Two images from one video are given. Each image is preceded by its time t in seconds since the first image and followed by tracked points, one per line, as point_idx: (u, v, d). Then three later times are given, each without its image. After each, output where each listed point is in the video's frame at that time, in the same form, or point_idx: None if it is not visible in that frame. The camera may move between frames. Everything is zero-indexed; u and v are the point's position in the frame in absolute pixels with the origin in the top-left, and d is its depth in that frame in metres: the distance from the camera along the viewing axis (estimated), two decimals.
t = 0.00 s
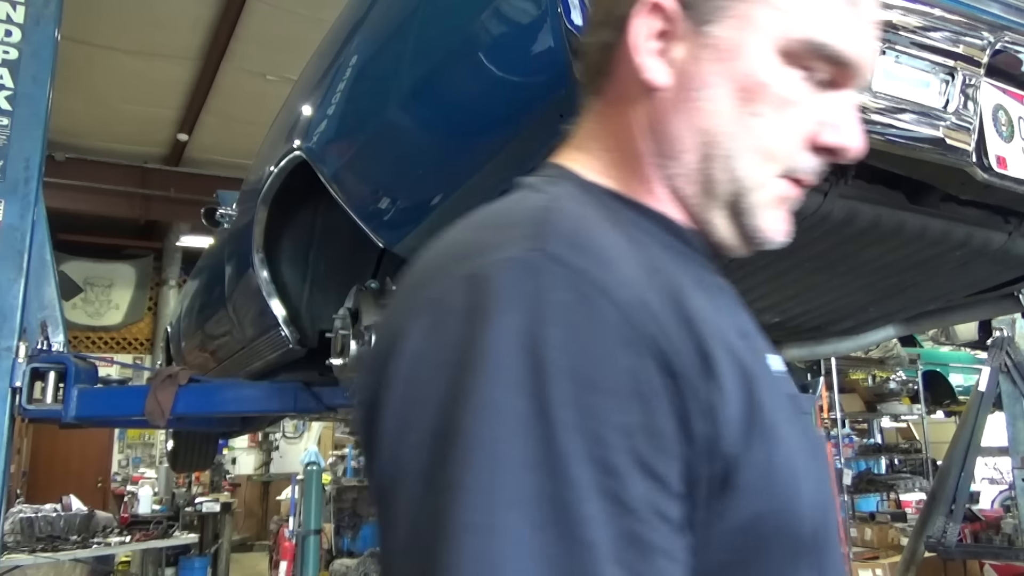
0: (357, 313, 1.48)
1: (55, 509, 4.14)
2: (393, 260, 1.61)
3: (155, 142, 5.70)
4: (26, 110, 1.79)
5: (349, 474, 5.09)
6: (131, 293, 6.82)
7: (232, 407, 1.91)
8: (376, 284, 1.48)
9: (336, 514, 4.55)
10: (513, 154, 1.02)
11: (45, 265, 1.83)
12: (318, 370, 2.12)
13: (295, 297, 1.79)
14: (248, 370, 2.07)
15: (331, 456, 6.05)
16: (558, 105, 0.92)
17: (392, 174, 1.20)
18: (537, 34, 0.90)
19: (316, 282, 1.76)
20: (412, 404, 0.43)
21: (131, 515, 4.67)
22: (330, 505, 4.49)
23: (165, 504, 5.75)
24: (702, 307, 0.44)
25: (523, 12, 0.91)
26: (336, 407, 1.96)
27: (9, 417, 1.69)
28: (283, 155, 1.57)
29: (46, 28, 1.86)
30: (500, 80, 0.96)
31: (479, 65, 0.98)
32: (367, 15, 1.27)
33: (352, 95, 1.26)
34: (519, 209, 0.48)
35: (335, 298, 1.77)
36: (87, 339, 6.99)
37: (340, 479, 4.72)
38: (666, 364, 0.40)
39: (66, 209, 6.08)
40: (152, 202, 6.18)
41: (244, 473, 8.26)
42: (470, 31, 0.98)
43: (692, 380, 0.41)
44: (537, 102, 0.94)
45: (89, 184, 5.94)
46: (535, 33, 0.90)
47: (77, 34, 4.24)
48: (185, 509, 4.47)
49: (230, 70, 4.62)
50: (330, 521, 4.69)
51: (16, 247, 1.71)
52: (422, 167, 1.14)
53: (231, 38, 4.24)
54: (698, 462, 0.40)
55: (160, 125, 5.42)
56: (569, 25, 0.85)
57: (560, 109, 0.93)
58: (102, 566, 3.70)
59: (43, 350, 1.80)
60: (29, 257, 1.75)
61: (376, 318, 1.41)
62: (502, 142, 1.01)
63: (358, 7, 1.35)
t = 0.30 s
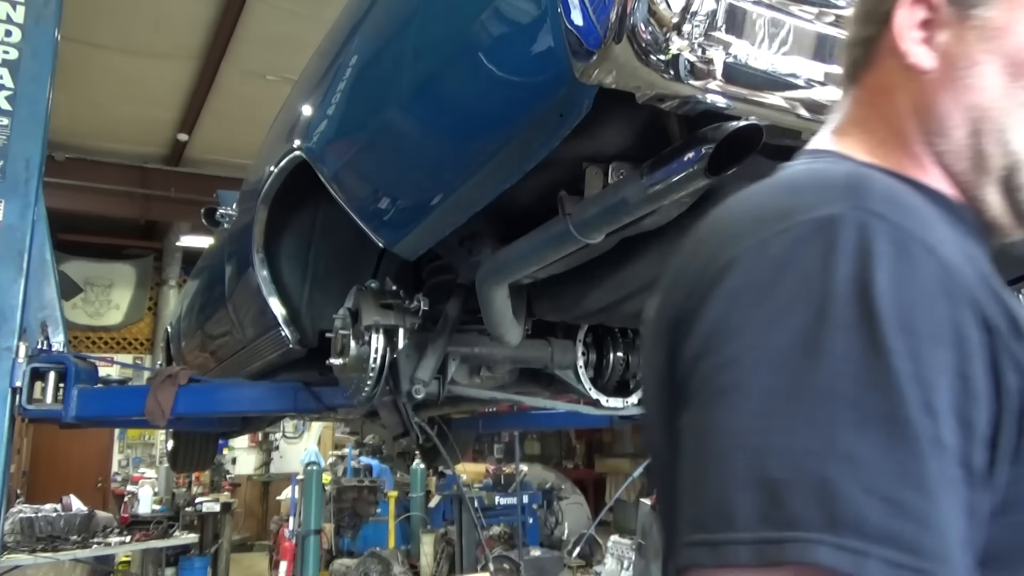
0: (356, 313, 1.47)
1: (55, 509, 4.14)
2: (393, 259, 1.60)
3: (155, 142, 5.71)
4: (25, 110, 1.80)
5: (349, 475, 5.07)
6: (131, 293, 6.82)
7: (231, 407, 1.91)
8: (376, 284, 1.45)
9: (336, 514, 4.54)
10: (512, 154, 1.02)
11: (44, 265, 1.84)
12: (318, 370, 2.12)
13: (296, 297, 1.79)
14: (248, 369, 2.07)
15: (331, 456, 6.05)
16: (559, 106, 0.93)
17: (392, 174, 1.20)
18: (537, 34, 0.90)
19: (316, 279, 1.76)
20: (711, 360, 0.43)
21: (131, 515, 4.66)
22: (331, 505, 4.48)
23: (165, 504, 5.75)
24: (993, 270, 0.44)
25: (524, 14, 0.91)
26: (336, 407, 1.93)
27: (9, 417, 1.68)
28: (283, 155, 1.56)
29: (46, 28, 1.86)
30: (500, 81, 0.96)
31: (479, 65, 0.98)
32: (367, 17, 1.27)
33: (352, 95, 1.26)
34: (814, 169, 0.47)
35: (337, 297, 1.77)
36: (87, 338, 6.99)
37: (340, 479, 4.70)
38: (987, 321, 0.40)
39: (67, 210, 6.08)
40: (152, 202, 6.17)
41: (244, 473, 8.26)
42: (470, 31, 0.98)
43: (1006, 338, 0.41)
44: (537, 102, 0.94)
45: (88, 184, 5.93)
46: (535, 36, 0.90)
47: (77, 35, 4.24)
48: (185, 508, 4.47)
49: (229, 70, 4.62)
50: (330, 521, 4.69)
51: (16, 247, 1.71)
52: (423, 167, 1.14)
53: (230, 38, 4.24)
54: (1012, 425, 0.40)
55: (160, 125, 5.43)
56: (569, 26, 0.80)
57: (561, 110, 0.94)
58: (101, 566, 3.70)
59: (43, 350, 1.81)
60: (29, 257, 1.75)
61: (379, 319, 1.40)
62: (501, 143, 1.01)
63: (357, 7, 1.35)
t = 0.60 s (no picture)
0: (356, 313, 1.47)
1: (55, 509, 4.14)
2: (393, 260, 1.62)
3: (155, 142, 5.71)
4: (25, 109, 1.80)
5: (350, 475, 5.08)
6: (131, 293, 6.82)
7: (231, 407, 1.90)
8: (375, 284, 1.46)
9: (336, 514, 4.54)
10: (512, 154, 1.02)
11: (44, 265, 1.84)
12: (318, 370, 2.12)
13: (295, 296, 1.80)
14: (247, 369, 2.07)
15: (331, 456, 6.05)
16: (558, 105, 0.92)
17: (392, 173, 1.20)
18: (538, 34, 0.90)
19: (316, 278, 1.76)
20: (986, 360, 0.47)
21: (132, 515, 4.67)
22: (331, 505, 4.49)
23: (165, 504, 5.76)
24: None
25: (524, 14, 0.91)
26: (336, 407, 1.91)
27: (9, 416, 1.68)
28: (283, 155, 1.56)
29: (46, 27, 1.86)
30: (500, 80, 0.96)
31: (479, 65, 0.98)
32: (367, 17, 1.27)
33: (352, 95, 1.26)
34: None
35: (334, 296, 1.76)
36: (87, 339, 7.00)
37: (340, 479, 4.73)
38: None
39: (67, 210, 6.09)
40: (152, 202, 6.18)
41: (245, 473, 8.27)
42: (471, 30, 0.98)
43: None
44: (537, 102, 0.94)
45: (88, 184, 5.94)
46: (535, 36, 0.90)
47: (77, 35, 4.25)
48: (185, 509, 4.48)
49: (230, 71, 4.63)
50: (330, 522, 4.70)
51: (15, 246, 1.71)
52: (423, 166, 1.14)
53: (230, 37, 4.24)
54: None
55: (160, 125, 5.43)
56: (569, 25, 0.81)
57: (560, 110, 0.93)
58: (101, 566, 3.70)
59: (43, 351, 1.81)
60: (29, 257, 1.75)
61: (378, 319, 1.40)
62: (501, 142, 1.01)
63: (357, 7, 1.35)
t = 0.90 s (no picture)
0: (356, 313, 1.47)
1: (55, 509, 4.14)
2: (393, 260, 1.63)
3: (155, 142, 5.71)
4: (26, 109, 1.80)
5: (350, 475, 5.08)
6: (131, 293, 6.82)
7: (231, 407, 1.90)
8: (376, 284, 1.47)
9: (336, 514, 4.57)
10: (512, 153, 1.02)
11: (44, 265, 1.84)
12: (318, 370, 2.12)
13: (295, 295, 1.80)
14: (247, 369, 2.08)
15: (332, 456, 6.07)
16: (559, 105, 0.92)
17: (392, 173, 1.20)
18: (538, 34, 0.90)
19: (316, 278, 1.77)
20: None
21: (131, 515, 4.67)
22: (331, 505, 4.49)
23: (165, 504, 5.75)
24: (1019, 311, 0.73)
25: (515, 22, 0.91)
26: (336, 407, 1.90)
27: (9, 416, 1.68)
28: (283, 155, 1.56)
29: (46, 27, 1.86)
30: (500, 81, 0.96)
31: (479, 65, 0.98)
32: (367, 16, 1.28)
33: (352, 95, 1.27)
34: None
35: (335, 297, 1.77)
36: (87, 339, 6.99)
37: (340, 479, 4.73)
38: None
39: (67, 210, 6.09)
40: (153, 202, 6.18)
41: (245, 473, 8.27)
42: (470, 30, 0.98)
43: None
44: (537, 102, 0.94)
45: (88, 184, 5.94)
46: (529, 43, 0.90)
47: (76, 34, 4.25)
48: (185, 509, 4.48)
49: (230, 71, 4.63)
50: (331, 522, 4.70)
51: (15, 246, 1.71)
52: (422, 166, 1.14)
53: (230, 37, 4.24)
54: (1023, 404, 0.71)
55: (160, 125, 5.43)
56: (570, 25, 0.83)
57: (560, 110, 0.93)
58: (102, 566, 3.70)
59: (43, 350, 1.81)
60: (28, 257, 1.75)
61: (379, 319, 1.40)
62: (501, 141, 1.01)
63: (357, 8, 1.36)
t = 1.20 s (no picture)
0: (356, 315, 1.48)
1: (55, 509, 4.14)
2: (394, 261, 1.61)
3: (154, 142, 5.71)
4: (25, 109, 1.80)
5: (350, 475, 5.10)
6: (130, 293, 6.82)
7: (232, 407, 1.89)
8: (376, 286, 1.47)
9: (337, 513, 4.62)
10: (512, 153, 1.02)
11: (44, 265, 1.85)
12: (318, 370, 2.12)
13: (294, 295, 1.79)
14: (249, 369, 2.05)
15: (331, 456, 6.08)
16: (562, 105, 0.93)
17: (391, 174, 1.20)
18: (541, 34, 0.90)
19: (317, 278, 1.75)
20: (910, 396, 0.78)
21: (131, 515, 4.67)
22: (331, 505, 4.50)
23: (164, 504, 5.75)
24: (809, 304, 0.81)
25: (520, 57, 0.90)
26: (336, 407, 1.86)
27: (9, 416, 1.69)
28: (283, 155, 1.57)
29: (46, 27, 1.86)
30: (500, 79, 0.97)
31: (479, 64, 0.98)
32: (367, 17, 1.28)
33: (352, 95, 1.26)
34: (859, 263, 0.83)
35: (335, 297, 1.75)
36: (87, 338, 7.00)
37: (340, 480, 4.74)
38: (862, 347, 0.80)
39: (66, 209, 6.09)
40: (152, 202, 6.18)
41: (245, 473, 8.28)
42: (470, 30, 0.98)
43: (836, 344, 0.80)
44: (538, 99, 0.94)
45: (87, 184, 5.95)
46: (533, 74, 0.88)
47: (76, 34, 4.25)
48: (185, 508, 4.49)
49: (230, 71, 4.63)
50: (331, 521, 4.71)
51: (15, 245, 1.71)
52: (421, 167, 1.14)
53: (230, 38, 4.24)
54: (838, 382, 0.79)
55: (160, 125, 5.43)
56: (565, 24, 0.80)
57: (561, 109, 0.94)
58: (101, 566, 3.70)
59: (43, 350, 1.81)
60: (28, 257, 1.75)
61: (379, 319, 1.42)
62: (505, 142, 1.01)
63: (357, 8, 1.36)
